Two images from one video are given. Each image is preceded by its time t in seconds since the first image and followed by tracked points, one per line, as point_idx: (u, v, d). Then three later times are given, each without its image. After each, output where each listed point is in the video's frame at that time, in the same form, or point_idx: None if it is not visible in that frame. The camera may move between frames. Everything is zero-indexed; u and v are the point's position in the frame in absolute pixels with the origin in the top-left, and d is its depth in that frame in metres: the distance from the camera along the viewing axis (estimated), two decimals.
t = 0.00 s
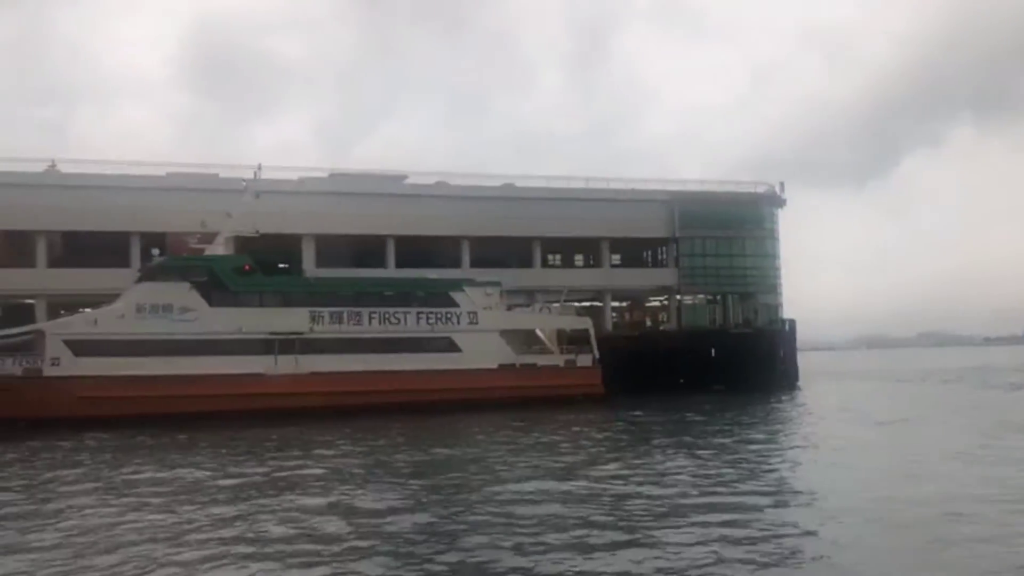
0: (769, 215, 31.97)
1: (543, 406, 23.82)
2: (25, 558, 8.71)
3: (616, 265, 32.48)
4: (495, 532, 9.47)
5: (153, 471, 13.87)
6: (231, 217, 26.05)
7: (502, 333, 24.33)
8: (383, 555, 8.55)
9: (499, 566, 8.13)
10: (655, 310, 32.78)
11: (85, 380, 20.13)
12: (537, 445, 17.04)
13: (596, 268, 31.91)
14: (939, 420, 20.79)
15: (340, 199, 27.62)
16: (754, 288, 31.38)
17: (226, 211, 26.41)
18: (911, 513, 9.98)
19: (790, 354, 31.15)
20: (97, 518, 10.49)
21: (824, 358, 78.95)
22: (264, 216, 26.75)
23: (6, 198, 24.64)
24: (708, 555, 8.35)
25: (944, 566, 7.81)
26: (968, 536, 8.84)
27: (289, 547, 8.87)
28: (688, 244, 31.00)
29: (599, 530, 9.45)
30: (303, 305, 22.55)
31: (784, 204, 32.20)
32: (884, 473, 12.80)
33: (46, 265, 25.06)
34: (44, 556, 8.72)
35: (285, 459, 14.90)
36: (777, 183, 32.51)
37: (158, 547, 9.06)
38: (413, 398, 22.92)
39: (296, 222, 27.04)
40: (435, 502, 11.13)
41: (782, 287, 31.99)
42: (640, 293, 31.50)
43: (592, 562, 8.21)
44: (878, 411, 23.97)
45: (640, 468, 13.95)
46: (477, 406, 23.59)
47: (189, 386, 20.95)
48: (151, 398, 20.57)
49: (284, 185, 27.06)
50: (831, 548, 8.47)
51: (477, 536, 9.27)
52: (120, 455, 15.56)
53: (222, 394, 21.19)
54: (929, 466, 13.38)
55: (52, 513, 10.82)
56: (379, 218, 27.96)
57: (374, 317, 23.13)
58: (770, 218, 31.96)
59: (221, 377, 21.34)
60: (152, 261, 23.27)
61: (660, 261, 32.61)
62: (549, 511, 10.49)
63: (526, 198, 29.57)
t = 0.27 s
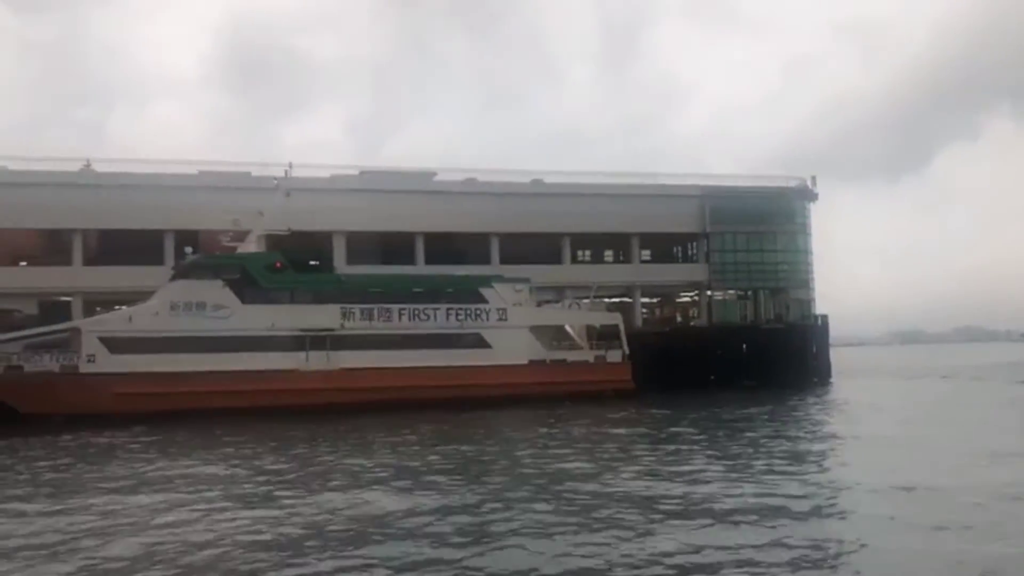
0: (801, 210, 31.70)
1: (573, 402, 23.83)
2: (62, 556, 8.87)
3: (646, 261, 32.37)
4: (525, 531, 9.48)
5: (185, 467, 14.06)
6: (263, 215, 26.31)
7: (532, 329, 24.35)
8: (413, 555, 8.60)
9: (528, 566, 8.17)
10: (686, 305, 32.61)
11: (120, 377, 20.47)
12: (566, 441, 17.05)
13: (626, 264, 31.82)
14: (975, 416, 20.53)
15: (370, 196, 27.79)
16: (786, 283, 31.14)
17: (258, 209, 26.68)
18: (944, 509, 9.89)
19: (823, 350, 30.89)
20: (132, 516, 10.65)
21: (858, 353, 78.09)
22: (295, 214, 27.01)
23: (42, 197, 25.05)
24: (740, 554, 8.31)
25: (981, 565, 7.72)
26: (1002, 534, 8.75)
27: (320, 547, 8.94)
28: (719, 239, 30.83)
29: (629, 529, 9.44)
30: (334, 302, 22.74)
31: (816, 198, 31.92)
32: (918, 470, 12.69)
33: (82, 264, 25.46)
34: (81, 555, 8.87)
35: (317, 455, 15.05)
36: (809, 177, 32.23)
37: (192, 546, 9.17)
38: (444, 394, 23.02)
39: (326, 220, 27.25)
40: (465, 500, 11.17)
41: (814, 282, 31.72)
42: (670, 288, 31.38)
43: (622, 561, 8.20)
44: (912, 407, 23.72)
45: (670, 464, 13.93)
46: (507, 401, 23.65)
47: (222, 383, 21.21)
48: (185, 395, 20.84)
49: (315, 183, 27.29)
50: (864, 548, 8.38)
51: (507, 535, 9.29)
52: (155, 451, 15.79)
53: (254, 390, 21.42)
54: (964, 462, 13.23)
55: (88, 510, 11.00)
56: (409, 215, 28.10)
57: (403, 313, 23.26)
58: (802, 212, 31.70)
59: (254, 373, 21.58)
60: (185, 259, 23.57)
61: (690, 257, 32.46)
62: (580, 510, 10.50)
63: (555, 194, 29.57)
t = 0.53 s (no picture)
0: (839, 202, 31.33)
1: (608, 397, 23.77)
2: (103, 551, 9.04)
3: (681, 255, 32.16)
4: (558, 528, 9.49)
5: (224, 462, 14.27)
6: (299, 212, 26.56)
7: (565, 324, 24.28)
8: (447, 552, 8.64)
9: (561, 564, 8.17)
10: (722, 300, 32.30)
11: (160, 372, 20.80)
12: (601, 436, 17.03)
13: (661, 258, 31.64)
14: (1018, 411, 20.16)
15: (405, 192, 27.91)
16: (823, 277, 30.80)
17: (293, 206, 26.91)
18: (984, 507, 9.75)
19: (861, 343, 30.52)
20: (171, 511, 10.83)
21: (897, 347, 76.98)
22: (330, 210, 27.21)
23: (84, 196, 25.52)
24: (775, 554, 8.24)
25: (1022, 567, 7.59)
26: None
27: (354, 544, 9.02)
28: (755, 233, 30.56)
29: (663, 527, 9.41)
30: (369, 297, 22.89)
31: (854, 190, 31.52)
32: (957, 466, 12.50)
33: (123, 261, 25.90)
34: (122, 550, 9.03)
35: (352, 450, 15.17)
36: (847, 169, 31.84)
37: (230, 541, 9.30)
38: (478, 388, 23.09)
39: (361, 216, 27.44)
40: (498, 496, 11.20)
41: (852, 275, 31.34)
42: (706, 283, 31.15)
43: (655, 560, 8.17)
44: (953, 401, 23.36)
45: (705, 460, 13.85)
46: (542, 396, 23.66)
47: (259, 378, 21.46)
48: (223, 389, 21.12)
49: (349, 179, 27.47)
50: (900, 548, 8.28)
51: (541, 532, 9.30)
52: (193, 445, 16.03)
53: (290, 384, 21.64)
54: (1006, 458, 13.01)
55: (128, 505, 11.20)
56: (443, 211, 28.18)
57: (438, 308, 23.35)
58: (840, 205, 31.32)
59: (291, 368, 21.80)
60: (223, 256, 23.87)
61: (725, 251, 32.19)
62: (614, 507, 10.48)
63: (589, 189, 29.48)
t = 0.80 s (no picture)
0: (880, 196, 30.92)
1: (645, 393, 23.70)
2: (146, 545, 9.24)
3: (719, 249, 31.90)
4: (593, 526, 9.50)
5: (263, 457, 14.48)
6: (337, 209, 26.83)
7: (602, 320, 24.20)
8: (480, 550, 8.70)
9: (595, 564, 8.18)
10: (761, 295, 31.79)
11: (201, 368, 21.13)
12: (638, 432, 16.99)
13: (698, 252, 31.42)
14: None
15: (441, 189, 28.04)
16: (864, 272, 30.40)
17: (331, 203, 27.16)
18: None
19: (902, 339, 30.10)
20: (212, 505, 11.03)
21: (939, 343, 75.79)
22: (367, 208, 27.43)
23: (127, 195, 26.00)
24: (811, 557, 8.18)
25: None
26: None
27: (390, 541, 9.12)
28: (794, 227, 30.26)
29: (698, 526, 9.39)
30: (406, 293, 23.04)
31: (896, 184, 31.08)
32: (1002, 465, 12.29)
33: (165, 259, 26.36)
34: (163, 545, 9.22)
35: (389, 445, 15.29)
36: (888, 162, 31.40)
37: (270, 537, 9.46)
38: (514, 384, 23.14)
39: (398, 213, 27.63)
40: (533, 493, 11.24)
41: (893, 270, 30.91)
42: (744, 278, 30.90)
43: (689, 561, 8.16)
44: (997, 398, 22.97)
45: (743, 456, 13.77)
46: (579, 392, 23.65)
47: (299, 373, 21.70)
48: (263, 385, 21.40)
49: (386, 177, 27.69)
50: (939, 553, 8.19)
51: (575, 531, 9.32)
52: (234, 440, 16.29)
53: (329, 380, 21.86)
54: None
55: (170, 499, 11.42)
56: (479, 207, 28.26)
57: (474, 304, 23.44)
58: (881, 198, 30.90)
59: (330, 363, 22.01)
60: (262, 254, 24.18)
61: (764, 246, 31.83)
62: (648, 504, 10.46)
63: (626, 184, 29.38)
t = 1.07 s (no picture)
0: (917, 190, 30.45)
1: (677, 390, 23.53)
2: (181, 541, 9.31)
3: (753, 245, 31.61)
4: (624, 524, 9.43)
5: (296, 453, 14.55)
6: (369, 207, 26.94)
7: (634, 316, 24.09)
8: (513, 550, 8.65)
9: (629, 565, 8.11)
10: (796, 291, 31.43)
11: (235, 364, 21.30)
12: (670, 429, 16.86)
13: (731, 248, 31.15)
14: None
15: (472, 186, 28.05)
16: (900, 267, 29.96)
17: (363, 201, 27.27)
18: None
19: (940, 335, 29.62)
20: (245, 501, 11.09)
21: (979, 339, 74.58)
22: (399, 205, 27.52)
23: (161, 195, 26.27)
24: (849, 560, 8.05)
25: None
26: None
27: (422, 539, 9.10)
28: (829, 222, 29.90)
29: (733, 526, 9.28)
30: (437, 290, 23.06)
31: (933, 177, 30.59)
32: None
33: (199, 258, 26.61)
34: (197, 541, 9.28)
35: (421, 442, 15.31)
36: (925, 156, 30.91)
37: (301, 533, 9.51)
38: (546, 380, 23.09)
39: (429, 210, 27.67)
40: (566, 490, 11.18)
41: (931, 265, 30.42)
42: (778, 273, 30.57)
43: (724, 564, 8.06)
44: None
45: (777, 454, 13.60)
46: (610, 389, 23.54)
47: (331, 370, 21.81)
48: (296, 381, 21.52)
49: (417, 174, 27.76)
50: (979, 555, 8.02)
51: (608, 530, 9.25)
52: (267, 437, 16.40)
53: (361, 376, 21.94)
54: None
55: (204, 495, 11.51)
56: (511, 204, 28.22)
57: (505, 301, 23.41)
58: (918, 193, 30.43)
59: (362, 360, 22.09)
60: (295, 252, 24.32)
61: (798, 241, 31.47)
62: (682, 503, 10.37)
63: (658, 179, 29.20)
